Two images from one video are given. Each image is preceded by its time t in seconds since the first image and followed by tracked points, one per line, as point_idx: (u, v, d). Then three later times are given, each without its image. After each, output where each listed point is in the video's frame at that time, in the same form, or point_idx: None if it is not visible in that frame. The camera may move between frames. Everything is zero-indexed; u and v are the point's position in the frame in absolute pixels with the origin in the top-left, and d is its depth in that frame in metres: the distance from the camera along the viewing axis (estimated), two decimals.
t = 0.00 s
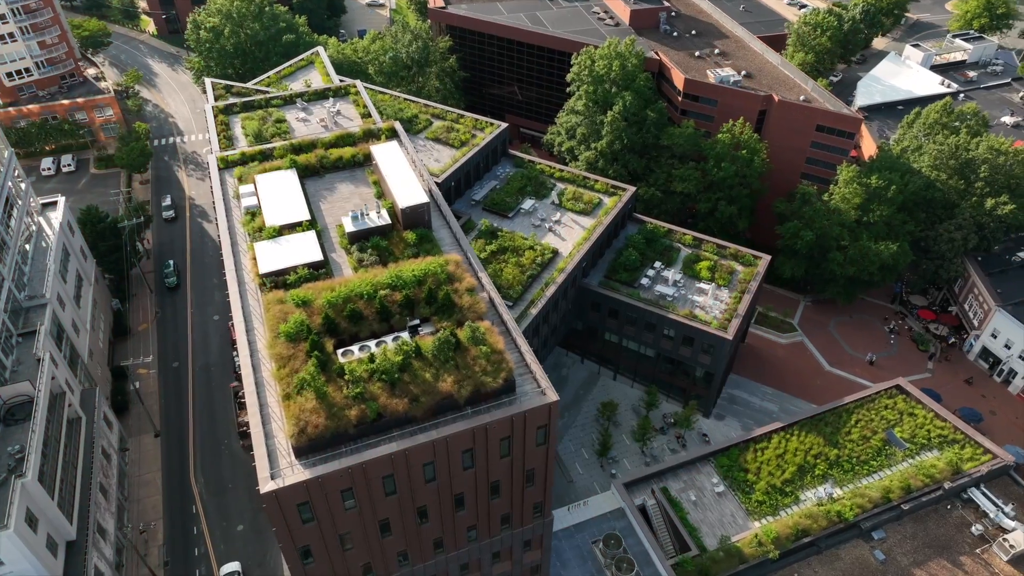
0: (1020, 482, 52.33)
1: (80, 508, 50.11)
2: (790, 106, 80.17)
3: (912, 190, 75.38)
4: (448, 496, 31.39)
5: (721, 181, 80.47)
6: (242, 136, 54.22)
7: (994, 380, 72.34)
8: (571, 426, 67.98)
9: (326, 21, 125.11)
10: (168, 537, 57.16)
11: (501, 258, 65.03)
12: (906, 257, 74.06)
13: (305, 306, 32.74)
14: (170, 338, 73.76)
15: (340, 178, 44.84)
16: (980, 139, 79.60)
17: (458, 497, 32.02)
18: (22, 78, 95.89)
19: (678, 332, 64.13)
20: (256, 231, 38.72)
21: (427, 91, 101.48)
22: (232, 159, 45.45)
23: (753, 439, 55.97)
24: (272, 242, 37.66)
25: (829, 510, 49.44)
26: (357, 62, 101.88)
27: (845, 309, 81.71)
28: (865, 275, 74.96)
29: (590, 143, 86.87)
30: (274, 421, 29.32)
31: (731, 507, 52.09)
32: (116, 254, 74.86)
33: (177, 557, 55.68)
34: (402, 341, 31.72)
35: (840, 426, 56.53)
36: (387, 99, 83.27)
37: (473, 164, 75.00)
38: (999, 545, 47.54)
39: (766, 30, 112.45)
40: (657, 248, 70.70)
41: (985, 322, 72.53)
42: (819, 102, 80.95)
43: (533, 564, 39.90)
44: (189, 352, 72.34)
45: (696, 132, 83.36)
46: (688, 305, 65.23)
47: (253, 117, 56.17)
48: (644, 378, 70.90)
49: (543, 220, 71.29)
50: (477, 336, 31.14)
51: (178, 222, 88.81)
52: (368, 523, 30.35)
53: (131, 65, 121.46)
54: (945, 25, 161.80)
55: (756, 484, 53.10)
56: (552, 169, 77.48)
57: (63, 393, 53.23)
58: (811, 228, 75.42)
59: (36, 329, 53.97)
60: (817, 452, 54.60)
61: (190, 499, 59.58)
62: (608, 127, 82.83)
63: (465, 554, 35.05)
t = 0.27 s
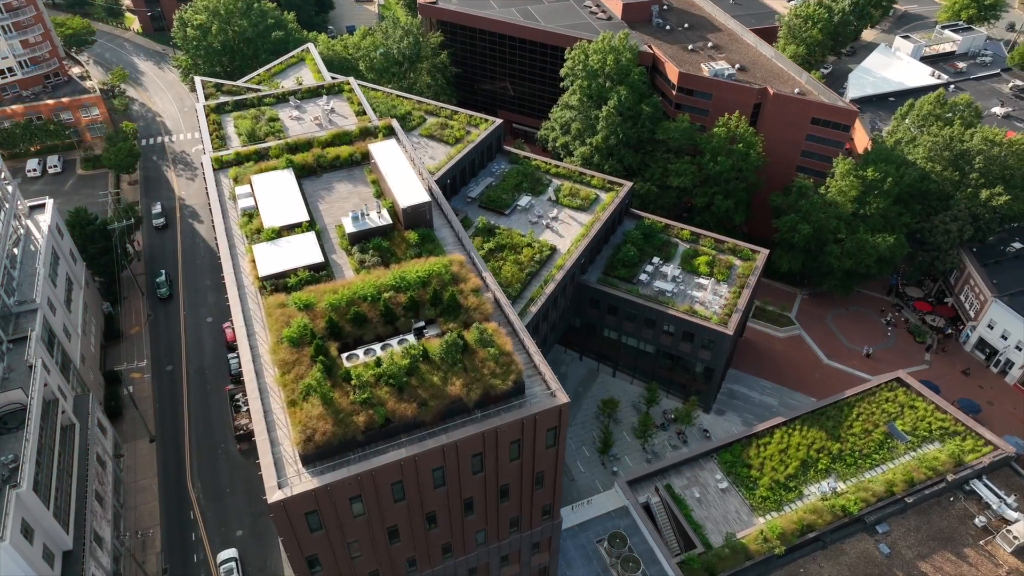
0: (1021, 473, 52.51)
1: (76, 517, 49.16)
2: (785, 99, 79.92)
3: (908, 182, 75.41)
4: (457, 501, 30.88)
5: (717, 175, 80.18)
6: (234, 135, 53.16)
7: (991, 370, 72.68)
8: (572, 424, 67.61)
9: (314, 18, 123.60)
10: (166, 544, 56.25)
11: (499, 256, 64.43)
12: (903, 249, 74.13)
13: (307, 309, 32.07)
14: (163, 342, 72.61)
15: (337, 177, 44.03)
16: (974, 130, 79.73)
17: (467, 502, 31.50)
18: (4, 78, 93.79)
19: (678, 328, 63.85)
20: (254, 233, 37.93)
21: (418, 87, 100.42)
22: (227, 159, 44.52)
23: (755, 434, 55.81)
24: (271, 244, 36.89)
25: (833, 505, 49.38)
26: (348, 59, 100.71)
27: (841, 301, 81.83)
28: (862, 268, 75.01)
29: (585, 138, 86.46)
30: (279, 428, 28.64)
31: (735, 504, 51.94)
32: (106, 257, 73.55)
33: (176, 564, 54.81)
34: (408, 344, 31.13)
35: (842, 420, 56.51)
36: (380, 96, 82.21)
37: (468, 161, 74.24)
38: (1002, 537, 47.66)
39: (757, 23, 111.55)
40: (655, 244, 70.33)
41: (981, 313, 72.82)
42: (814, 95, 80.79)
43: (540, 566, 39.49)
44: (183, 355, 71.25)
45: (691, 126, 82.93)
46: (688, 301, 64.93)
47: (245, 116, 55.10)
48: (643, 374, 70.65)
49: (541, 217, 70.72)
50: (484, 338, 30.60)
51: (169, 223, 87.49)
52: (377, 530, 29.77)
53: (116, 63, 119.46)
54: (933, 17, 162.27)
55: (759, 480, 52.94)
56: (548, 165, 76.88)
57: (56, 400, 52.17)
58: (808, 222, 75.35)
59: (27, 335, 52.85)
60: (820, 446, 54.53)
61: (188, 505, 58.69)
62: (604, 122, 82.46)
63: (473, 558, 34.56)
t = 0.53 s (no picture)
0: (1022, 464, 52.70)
1: (72, 526, 48.23)
2: (780, 93, 79.71)
3: (903, 174, 75.46)
4: (466, 506, 30.37)
5: (713, 170, 79.92)
6: (227, 135, 52.11)
7: (987, 361, 73.03)
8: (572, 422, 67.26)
9: (302, 14, 122.04)
10: (163, 551, 55.37)
11: (497, 254, 63.84)
12: (899, 242, 74.23)
13: (310, 313, 31.42)
14: (156, 345, 71.44)
15: (335, 177, 43.26)
16: (967, 121, 79.89)
17: (477, 507, 30.99)
18: None
19: (678, 324, 63.59)
20: (252, 236, 37.15)
21: (410, 83, 99.34)
22: (221, 159, 43.62)
23: (757, 430, 55.68)
24: (270, 247, 36.12)
25: (837, 500, 49.33)
26: (338, 55, 99.52)
27: (838, 294, 81.97)
28: (859, 261, 75.09)
29: (579, 134, 85.69)
30: (285, 435, 27.99)
31: (739, 500, 51.79)
32: (96, 260, 72.28)
33: (174, 572, 53.96)
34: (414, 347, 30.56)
35: (843, 414, 56.51)
36: (372, 93, 81.17)
37: (462, 158, 73.50)
38: (1005, 529, 47.80)
39: (747, 15, 110.10)
40: (653, 239, 69.99)
41: (977, 304, 73.12)
42: (808, 88, 80.65)
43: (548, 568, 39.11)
44: (177, 359, 70.17)
45: (686, 121, 82.58)
46: (687, 296, 64.65)
47: (237, 115, 54.05)
48: (643, 370, 70.42)
49: (538, 214, 70.16)
50: (492, 340, 30.07)
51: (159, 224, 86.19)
52: (386, 538, 29.21)
53: (101, 62, 117.48)
54: (921, 8, 162.74)
55: (763, 475, 52.81)
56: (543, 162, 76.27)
57: (49, 407, 51.11)
58: (804, 215, 75.30)
59: (17, 342, 51.73)
60: (822, 441, 54.49)
61: (186, 511, 57.82)
62: (598, 118, 81.88)
63: (482, 562, 34.09)
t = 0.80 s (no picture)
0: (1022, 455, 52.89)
1: (67, 536, 47.28)
2: (774, 86, 79.51)
3: (898, 166, 75.53)
4: (476, 512, 29.83)
5: (709, 164, 79.65)
6: (219, 135, 51.06)
7: (983, 352, 73.37)
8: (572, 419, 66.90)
9: (290, 10, 120.53)
10: (161, 559, 54.45)
11: (494, 252, 63.26)
12: (895, 234, 74.30)
13: (313, 317, 30.77)
14: (148, 349, 70.31)
15: (332, 177, 42.49)
16: (960, 113, 80.14)
17: (486, 512, 30.48)
18: None
19: (677, 320, 63.30)
20: (250, 238, 36.40)
21: (402, 80, 98.27)
22: (215, 160, 42.74)
23: (759, 425, 55.55)
24: (269, 249, 35.39)
25: (841, 494, 49.25)
26: (328, 52, 98.35)
27: (834, 287, 82.12)
28: (856, 254, 75.15)
29: (574, 129, 85.21)
30: (291, 443, 27.34)
31: (743, 496, 51.63)
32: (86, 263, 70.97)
33: None
34: (421, 351, 29.98)
35: (844, 408, 56.51)
36: (364, 90, 79.69)
37: (457, 156, 72.78)
38: (1008, 520, 47.93)
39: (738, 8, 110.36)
40: (651, 235, 69.62)
41: (973, 295, 73.42)
42: (802, 81, 80.51)
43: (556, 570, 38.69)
44: (170, 363, 69.08)
45: (681, 115, 82.23)
46: (686, 292, 64.38)
47: (229, 114, 53.02)
48: (642, 367, 70.17)
49: (534, 211, 69.62)
50: (501, 342, 29.53)
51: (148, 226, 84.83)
52: (395, 545, 28.64)
53: (85, 61, 115.54)
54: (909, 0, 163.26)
55: (766, 471, 52.67)
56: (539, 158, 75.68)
57: (41, 415, 50.06)
58: (801, 209, 75.24)
59: (8, 349, 50.61)
60: (824, 435, 54.45)
61: (183, 518, 56.92)
62: (593, 113, 81.31)
63: (491, 567, 33.61)
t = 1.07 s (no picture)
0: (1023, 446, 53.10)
1: (63, 546, 46.31)
2: (768, 79, 79.23)
3: (893, 158, 75.53)
4: (487, 517, 29.32)
5: (704, 158, 79.32)
6: (211, 134, 50.01)
7: (979, 343, 73.70)
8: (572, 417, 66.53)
9: (277, 7, 118.82)
10: (159, 567, 53.53)
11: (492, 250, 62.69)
12: (891, 226, 74.38)
13: (316, 322, 30.11)
14: (141, 353, 69.13)
15: (330, 177, 41.68)
16: (953, 104, 80.29)
17: (497, 516, 29.96)
18: None
19: (677, 315, 62.99)
20: (248, 241, 35.60)
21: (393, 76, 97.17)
22: (210, 161, 41.85)
23: (761, 420, 55.43)
24: (267, 252, 34.61)
25: (844, 488, 49.20)
26: (317, 49, 97.08)
27: (830, 280, 82.23)
28: (852, 246, 75.21)
29: (568, 125, 84.64)
30: (298, 451, 26.69)
31: (747, 492, 51.48)
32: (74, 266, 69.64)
33: None
34: (428, 354, 29.40)
35: (845, 401, 56.52)
36: (354, 87, 76.76)
37: (452, 153, 72.02)
38: (1011, 511, 48.04)
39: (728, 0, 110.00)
40: (648, 230, 69.24)
41: (969, 286, 73.71)
42: (796, 73, 80.27)
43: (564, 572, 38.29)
44: (163, 367, 68.00)
45: (676, 109, 81.79)
46: (685, 288, 64.09)
47: (221, 113, 51.96)
48: (641, 363, 69.91)
49: (531, 207, 69.03)
50: (509, 344, 29.00)
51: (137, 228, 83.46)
52: (405, 552, 28.08)
53: (68, 60, 113.49)
54: None
55: (769, 467, 52.53)
56: (534, 154, 75.00)
57: (33, 423, 48.99)
58: (797, 202, 75.18)
59: None
60: (826, 429, 54.42)
61: (180, 525, 56.03)
62: (587, 108, 80.76)
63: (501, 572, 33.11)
